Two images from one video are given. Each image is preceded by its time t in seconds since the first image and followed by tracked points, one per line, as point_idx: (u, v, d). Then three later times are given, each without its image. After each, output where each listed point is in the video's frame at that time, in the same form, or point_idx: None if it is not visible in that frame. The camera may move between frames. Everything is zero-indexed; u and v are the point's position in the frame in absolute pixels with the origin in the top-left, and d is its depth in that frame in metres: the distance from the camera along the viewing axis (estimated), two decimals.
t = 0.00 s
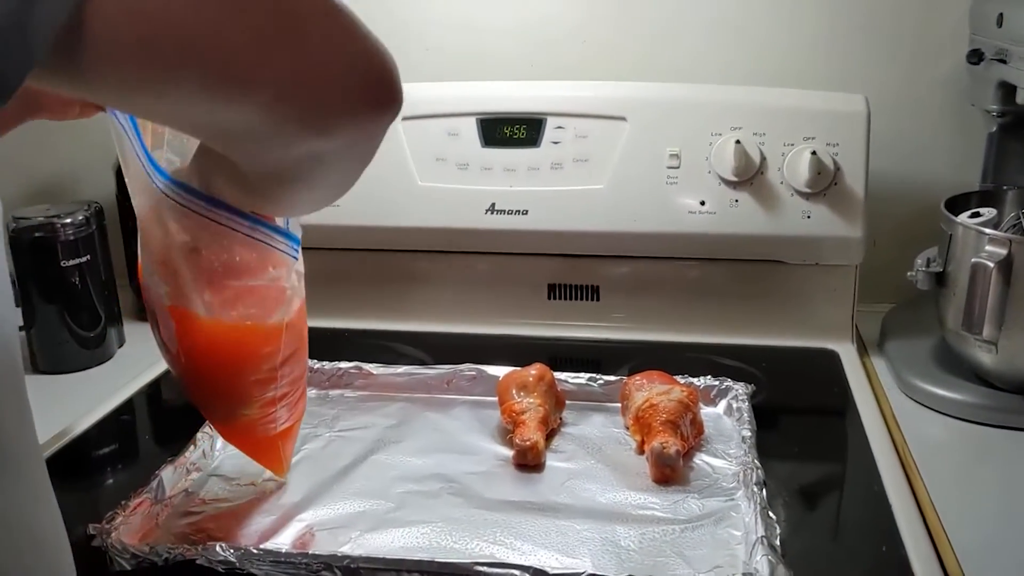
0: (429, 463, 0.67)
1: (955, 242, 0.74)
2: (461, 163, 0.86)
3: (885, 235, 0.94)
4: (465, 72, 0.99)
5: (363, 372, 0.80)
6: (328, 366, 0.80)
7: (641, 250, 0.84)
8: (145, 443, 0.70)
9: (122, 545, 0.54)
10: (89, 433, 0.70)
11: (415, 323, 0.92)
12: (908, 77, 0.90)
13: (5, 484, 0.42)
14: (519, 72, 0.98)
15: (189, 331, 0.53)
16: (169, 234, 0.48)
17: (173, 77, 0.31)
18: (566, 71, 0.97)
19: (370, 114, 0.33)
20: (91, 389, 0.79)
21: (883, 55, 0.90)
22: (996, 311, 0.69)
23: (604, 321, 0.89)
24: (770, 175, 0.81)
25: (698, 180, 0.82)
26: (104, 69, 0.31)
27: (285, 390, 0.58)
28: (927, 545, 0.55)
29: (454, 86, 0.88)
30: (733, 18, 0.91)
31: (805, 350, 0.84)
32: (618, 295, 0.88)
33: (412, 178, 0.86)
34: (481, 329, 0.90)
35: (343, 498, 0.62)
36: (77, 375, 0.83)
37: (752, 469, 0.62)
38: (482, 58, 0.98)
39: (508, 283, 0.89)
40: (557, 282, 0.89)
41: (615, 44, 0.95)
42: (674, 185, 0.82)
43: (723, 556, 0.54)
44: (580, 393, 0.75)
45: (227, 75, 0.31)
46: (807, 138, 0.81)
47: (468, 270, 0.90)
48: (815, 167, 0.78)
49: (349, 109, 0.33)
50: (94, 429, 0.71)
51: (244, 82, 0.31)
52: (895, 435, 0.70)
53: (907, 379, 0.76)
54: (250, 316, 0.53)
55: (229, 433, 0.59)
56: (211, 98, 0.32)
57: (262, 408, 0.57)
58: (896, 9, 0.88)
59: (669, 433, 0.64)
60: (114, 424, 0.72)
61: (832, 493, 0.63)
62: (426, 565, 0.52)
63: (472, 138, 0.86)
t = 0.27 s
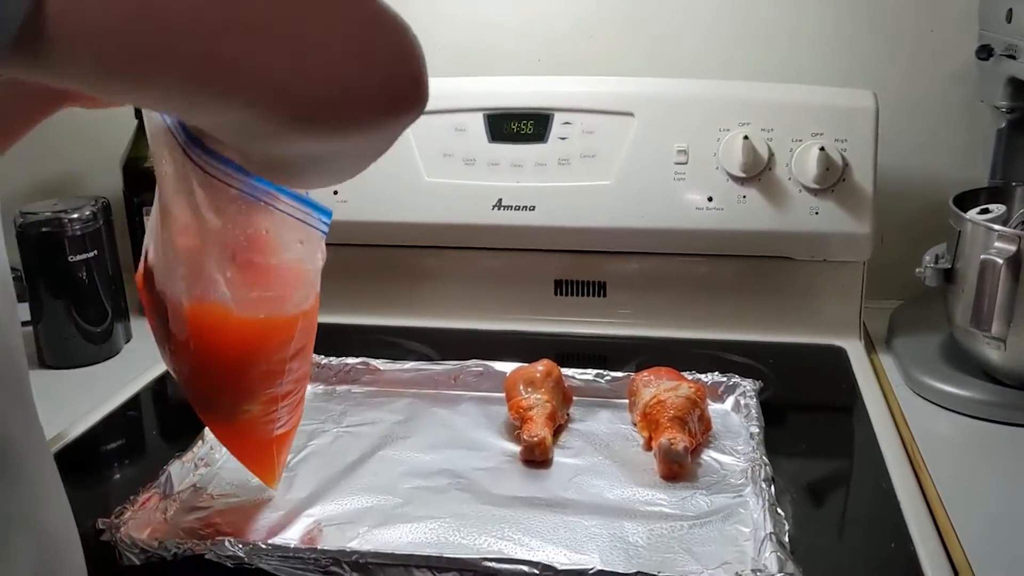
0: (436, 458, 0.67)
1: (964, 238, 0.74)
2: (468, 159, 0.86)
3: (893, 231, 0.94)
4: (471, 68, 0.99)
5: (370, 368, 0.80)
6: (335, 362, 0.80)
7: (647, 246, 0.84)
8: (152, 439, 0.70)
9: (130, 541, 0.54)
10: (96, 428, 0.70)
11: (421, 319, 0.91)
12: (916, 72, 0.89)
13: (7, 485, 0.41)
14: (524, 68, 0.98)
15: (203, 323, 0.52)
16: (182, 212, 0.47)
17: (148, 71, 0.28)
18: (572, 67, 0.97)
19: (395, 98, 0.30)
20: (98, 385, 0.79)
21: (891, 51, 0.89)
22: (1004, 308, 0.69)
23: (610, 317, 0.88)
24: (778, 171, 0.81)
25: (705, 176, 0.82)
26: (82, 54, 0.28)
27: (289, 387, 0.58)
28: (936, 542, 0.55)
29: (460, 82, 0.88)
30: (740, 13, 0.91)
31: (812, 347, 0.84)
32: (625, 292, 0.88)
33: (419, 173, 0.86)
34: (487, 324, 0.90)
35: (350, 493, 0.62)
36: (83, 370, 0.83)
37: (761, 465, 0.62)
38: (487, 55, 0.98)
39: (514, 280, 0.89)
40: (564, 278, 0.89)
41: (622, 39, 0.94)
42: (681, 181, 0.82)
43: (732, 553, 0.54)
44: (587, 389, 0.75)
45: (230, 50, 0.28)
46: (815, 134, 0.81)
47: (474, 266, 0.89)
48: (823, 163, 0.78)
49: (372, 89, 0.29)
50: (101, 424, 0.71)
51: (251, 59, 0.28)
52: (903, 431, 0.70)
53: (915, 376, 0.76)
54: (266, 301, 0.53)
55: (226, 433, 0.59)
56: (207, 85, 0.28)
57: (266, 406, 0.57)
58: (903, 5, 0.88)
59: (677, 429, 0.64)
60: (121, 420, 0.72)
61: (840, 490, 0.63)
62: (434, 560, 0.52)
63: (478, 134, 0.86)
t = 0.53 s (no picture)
0: (442, 457, 0.67)
1: (972, 236, 0.73)
2: (474, 156, 0.85)
3: (900, 228, 0.93)
4: (477, 64, 0.99)
5: (375, 365, 0.80)
6: (340, 359, 0.80)
7: (654, 243, 0.84)
8: (159, 436, 0.71)
9: (137, 539, 0.54)
10: (103, 424, 0.70)
11: (426, 315, 0.91)
12: (924, 69, 0.89)
13: None
14: (531, 64, 0.97)
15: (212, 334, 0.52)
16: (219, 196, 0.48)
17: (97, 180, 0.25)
18: (578, 63, 0.96)
19: (383, 190, 0.25)
20: (105, 381, 0.79)
21: (899, 48, 0.89)
22: (1012, 307, 0.69)
23: (616, 315, 0.88)
24: (785, 168, 0.81)
25: (712, 173, 0.82)
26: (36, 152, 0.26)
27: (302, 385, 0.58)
28: (944, 542, 0.55)
29: (466, 78, 0.88)
30: (747, 9, 0.91)
31: (819, 345, 0.84)
32: (631, 289, 0.88)
33: (425, 171, 0.86)
34: (493, 322, 0.90)
35: (356, 491, 0.62)
36: (90, 367, 0.83)
37: (767, 465, 0.61)
38: (493, 51, 0.98)
39: (520, 277, 0.89)
40: (570, 275, 0.89)
41: (630, 36, 0.94)
42: (688, 178, 0.82)
43: (738, 552, 0.54)
44: (593, 387, 0.75)
45: (210, 83, 0.24)
46: (822, 131, 0.80)
47: (479, 263, 0.89)
48: (830, 161, 0.78)
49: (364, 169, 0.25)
50: (107, 420, 0.71)
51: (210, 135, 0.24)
52: (910, 430, 0.69)
53: (922, 375, 0.76)
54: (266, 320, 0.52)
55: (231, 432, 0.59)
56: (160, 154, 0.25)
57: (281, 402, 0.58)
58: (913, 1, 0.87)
59: (682, 428, 0.64)
60: (127, 416, 0.72)
61: (846, 489, 0.63)
62: (441, 558, 0.52)
63: (484, 131, 0.86)
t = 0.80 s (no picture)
0: (447, 454, 0.67)
1: (978, 234, 0.73)
2: (479, 153, 0.85)
3: (907, 226, 0.93)
4: (483, 62, 0.98)
5: (381, 362, 0.80)
6: (346, 356, 0.80)
7: (660, 241, 0.84)
8: (165, 433, 0.71)
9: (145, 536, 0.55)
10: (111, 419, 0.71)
11: (432, 312, 0.92)
12: (932, 67, 0.88)
13: None
14: (537, 61, 0.97)
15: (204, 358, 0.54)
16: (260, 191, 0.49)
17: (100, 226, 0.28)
18: (585, 60, 0.96)
19: (365, 251, 0.29)
20: (111, 377, 0.80)
21: (906, 45, 0.88)
22: (1019, 305, 0.68)
23: (622, 312, 0.88)
24: (792, 166, 0.80)
25: (718, 171, 0.81)
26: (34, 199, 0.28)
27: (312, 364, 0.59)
28: (949, 541, 0.55)
29: (472, 75, 0.88)
30: (755, 7, 0.91)
31: (825, 343, 0.84)
32: (637, 287, 0.88)
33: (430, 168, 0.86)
34: (499, 320, 0.90)
35: (362, 488, 0.62)
36: (97, 363, 0.83)
37: (773, 463, 0.61)
38: (499, 48, 0.98)
39: (526, 274, 0.89)
40: (575, 273, 0.89)
41: (638, 34, 0.94)
42: (694, 176, 0.82)
43: (743, 551, 0.54)
44: (598, 385, 0.75)
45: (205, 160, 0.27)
46: (829, 129, 0.80)
47: (485, 260, 0.89)
48: (837, 159, 0.77)
49: (354, 218, 0.29)
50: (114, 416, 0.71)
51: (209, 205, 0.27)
52: (916, 428, 0.69)
53: (928, 373, 0.76)
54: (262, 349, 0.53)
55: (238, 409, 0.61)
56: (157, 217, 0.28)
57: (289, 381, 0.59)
58: None
59: (688, 426, 0.64)
60: (133, 412, 0.72)
61: (852, 487, 0.63)
62: (447, 555, 0.52)
63: (490, 128, 0.86)
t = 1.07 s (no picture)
0: (450, 452, 0.67)
1: (982, 233, 0.73)
2: (482, 151, 0.85)
3: (911, 225, 0.93)
4: (486, 60, 0.98)
5: (384, 360, 0.80)
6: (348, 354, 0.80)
7: (663, 239, 0.84)
8: (168, 431, 0.71)
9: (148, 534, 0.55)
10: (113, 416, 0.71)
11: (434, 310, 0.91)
12: (936, 65, 0.88)
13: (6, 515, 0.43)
14: (540, 59, 0.97)
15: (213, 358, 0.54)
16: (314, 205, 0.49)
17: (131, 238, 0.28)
18: (588, 58, 0.96)
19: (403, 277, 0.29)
20: (114, 375, 0.80)
21: (910, 43, 0.88)
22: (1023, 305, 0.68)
23: (624, 310, 0.88)
24: (795, 164, 0.80)
25: (721, 169, 0.81)
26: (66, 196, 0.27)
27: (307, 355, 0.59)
28: (953, 541, 0.54)
29: (475, 73, 0.88)
30: (758, 4, 0.90)
31: (828, 342, 0.84)
32: (640, 285, 0.87)
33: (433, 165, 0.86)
34: (501, 318, 0.90)
35: (364, 487, 0.62)
36: (99, 361, 0.83)
37: (776, 463, 0.61)
38: (502, 47, 0.97)
39: (528, 272, 0.89)
40: (578, 271, 0.89)
41: (641, 31, 0.94)
42: (697, 174, 0.82)
43: (746, 551, 0.54)
44: (601, 383, 0.75)
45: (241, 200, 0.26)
46: (832, 127, 0.80)
47: (487, 258, 0.89)
48: (841, 158, 0.77)
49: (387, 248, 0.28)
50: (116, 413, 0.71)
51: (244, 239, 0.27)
52: (919, 428, 0.69)
53: (931, 372, 0.76)
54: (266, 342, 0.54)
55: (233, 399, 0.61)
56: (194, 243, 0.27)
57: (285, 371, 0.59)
58: None
59: (691, 425, 0.64)
60: (136, 410, 0.72)
61: (855, 486, 0.63)
62: (449, 554, 0.52)
63: (493, 127, 0.86)
